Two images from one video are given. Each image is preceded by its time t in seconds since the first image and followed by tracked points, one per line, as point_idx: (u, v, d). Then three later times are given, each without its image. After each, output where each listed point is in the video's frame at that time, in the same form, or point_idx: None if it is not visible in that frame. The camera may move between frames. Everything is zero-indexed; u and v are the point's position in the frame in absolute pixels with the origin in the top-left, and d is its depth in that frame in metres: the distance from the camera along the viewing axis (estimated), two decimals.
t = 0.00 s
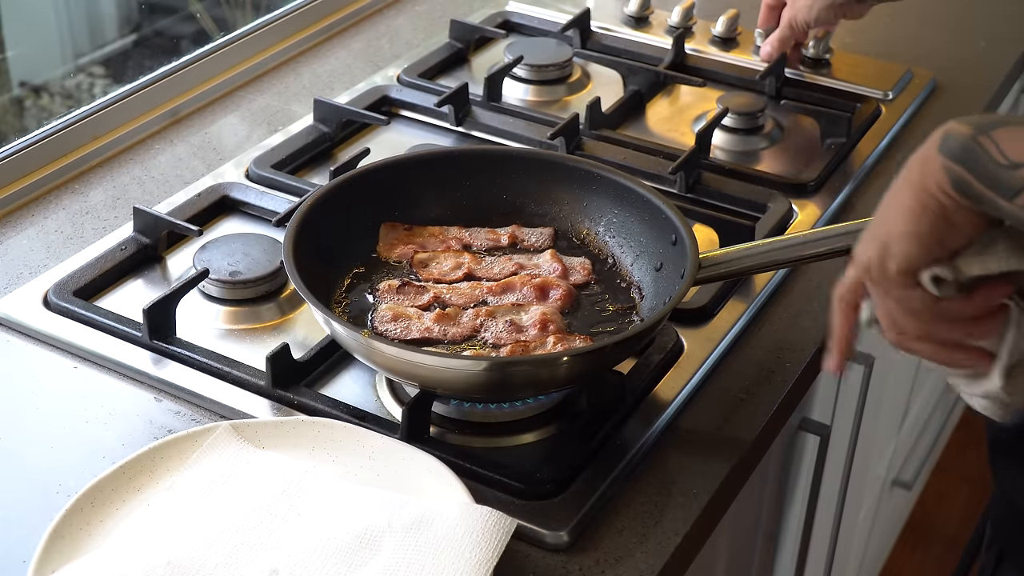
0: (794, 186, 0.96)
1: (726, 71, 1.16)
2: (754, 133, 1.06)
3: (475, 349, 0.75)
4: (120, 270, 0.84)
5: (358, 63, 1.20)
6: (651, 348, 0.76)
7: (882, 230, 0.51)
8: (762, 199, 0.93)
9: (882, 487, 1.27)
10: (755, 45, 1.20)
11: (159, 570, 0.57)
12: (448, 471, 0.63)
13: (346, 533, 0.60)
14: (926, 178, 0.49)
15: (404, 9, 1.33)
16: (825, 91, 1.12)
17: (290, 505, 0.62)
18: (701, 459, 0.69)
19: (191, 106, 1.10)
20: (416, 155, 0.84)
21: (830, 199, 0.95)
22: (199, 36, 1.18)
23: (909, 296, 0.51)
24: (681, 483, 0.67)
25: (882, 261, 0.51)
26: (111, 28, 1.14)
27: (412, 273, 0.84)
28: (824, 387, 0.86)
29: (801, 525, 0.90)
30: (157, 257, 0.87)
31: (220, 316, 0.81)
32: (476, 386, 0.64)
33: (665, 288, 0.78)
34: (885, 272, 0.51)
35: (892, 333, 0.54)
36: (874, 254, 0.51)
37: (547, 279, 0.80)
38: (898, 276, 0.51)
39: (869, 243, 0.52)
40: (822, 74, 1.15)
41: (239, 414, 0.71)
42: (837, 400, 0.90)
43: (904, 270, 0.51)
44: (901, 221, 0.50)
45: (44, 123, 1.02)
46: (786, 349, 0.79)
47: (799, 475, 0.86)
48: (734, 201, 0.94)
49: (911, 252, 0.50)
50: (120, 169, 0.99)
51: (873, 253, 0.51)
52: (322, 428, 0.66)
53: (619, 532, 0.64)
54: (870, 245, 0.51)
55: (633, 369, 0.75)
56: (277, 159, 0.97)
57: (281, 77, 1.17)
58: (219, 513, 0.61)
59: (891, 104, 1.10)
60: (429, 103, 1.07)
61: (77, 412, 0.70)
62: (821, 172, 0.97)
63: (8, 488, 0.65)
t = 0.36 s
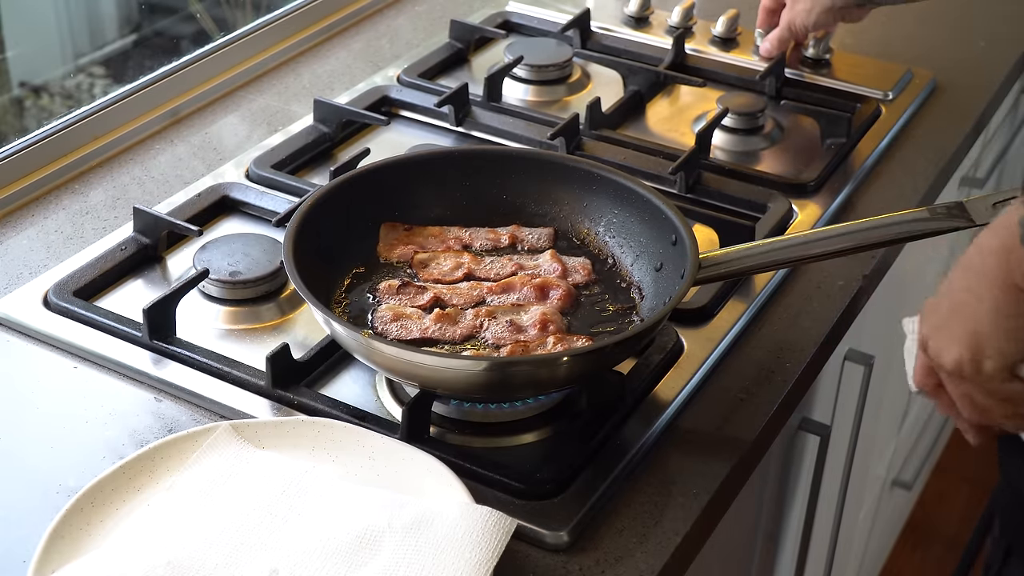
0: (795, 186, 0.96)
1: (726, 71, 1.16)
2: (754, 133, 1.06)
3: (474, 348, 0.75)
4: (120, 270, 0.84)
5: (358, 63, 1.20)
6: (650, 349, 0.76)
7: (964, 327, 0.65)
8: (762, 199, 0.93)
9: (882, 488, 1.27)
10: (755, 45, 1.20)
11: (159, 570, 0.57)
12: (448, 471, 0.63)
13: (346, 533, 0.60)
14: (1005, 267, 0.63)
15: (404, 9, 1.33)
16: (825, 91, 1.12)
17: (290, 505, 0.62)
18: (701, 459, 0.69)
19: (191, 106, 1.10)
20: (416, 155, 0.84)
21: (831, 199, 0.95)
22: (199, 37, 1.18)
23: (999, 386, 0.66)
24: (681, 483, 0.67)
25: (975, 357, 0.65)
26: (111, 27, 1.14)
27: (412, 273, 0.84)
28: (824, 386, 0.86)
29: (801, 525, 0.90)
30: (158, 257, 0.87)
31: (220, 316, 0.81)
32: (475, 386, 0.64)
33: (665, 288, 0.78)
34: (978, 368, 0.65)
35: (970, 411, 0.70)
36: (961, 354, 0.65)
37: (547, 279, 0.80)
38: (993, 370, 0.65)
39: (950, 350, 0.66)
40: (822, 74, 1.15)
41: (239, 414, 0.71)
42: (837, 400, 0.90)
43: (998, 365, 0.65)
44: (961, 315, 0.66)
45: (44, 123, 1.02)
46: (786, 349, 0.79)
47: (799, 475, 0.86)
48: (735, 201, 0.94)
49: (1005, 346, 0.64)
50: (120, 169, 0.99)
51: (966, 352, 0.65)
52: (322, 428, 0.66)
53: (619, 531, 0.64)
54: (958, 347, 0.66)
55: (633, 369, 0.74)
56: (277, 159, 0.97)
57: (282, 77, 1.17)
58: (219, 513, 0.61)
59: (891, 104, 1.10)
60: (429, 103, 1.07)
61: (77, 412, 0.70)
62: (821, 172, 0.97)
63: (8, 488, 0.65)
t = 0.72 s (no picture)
0: (795, 186, 0.95)
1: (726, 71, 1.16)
2: (754, 134, 1.06)
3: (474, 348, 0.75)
4: (120, 270, 0.84)
5: (358, 64, 1.20)
6: (650, 348, 0.76)
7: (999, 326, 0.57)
8: (762, 199, 0.93)
9: (882, 488, 1.27)
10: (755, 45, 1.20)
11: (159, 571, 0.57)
12: (448, 471, 0.63)
13: (346, 533, 0.60)
14: None
15: (404, 9, 1.33)
16: (825, 92, 1.12)
17: (290, 505, 0.62)
18: (701, 460, 0.69)
19: (191, 107, 1.10)
20: (416, 155, 0.84)
21: (831, 199, 0.95)
22: (199, 37, 1.18)
23: None
24: (681, 483, 0.67)
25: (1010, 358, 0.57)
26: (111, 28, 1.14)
27: (412, 273, 0.84)
28: (824, 386, 0.86)
29: (801, 525, 0.90)
30: (158, 257, 0.87)
31: (220, 316, 0.81)
32: (475, 386, 0.64)
33: (665, 288, 0.78)
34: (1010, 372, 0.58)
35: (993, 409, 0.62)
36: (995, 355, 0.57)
37: (546, 279, 0.80)
38: None
39: (981, 348, 0.58)
40: (822, 74, 1.15)
41: (239, 414, 0.71)
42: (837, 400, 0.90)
43: None
44: (992, 309, 0.58)
45: (44, 123, 1.02)
46: (786, 349, 0.79)
47: (798, 475, 0.86)
48: (735, 201, 0.94)
49: None
50: (120, 169, 0.99)
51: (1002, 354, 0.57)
52: (322, 428, 0.66)
53: (619, 532, 0.64)
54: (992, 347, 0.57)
55: (633, 369, 0.74)
56: (277, 159, 0.97)
57: (282, 78, 1.17)
58: (219, 513, 0.61)
59: (891, 104, 1.10)
60: (429, 103, 1.07)
61: (77, 412, 0.70)
62: (821, 172, 0.97)
63: (8, 489, 0.65)
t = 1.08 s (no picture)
0: (794, 186, 0.95)
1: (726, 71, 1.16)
2: (754, 133, 1.06)
3: (474, 348, 0.75)
4: (120, 270, 0.84)
5: (358, 63, 1.20)
6: (649, 350, 0.77)
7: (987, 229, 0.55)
8: (762, 199, 0.93)
9: (882, 487, 1.27)
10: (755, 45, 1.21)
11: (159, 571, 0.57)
12: (448, 471, 0.63)
13: (346, 534, 0.60)
14: None
15: (404, 9, 1.33)
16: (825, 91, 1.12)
17: (289, 506, 0.62)
18: (701, 460, 0.69)
19: (191, 106, 1.10)
20: (416, 155, 0.84)
21: (831, 199, 0.95)
22: (199, 36, 1.18)
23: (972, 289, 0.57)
24: (681, 483, 0.67)
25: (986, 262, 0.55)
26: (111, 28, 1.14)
27: (412, 274, 0.84)
28: (824, 386, 0.86)
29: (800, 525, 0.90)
30: (158, 257, 0.87)
31: (220, 316, 0.81)
32: (476, 386, 0.64)
33: (665, 288, 0.78)
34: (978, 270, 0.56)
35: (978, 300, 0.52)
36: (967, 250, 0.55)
37: (546, 279, 0.80)
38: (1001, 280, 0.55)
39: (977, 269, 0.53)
40: (822, 74, 1.15)
41: (239, 414, 0.71)
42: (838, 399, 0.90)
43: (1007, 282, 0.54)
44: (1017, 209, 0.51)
45: (44, 123, 1.02)
46: (787, 349, 0.79)
47: (798, 475, 0.86)
48: (734, 201, 0.94)
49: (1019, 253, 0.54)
50: (120, 169, 0.99)
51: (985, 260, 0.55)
52: (322, 428, 0.66)
53: (619, 531, 0.64)
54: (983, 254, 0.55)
55: (634, 369, 0.75)
56: (277, 159, 0.97)
57: (282, 77, 1.17)
58: (218, 513, 0.61)
59: (891, 104, 1.10)
60: (429, 103, 1.07)
61: (77, 412, 0.70)
62: (821, 171, 0.97)
63: (8, 488, 0.65)
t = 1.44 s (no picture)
0: (794, 186, 0.95)
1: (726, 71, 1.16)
2: (754, 133, 1.06)
3: (474, 349, 0.75)
4: (120, 270, 0.84)
5: (358, 63, 1.20)
6: (649, 350, 0.77)
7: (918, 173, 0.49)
8: (762, 199, 0.93)
9: (883, 487, 1.27)
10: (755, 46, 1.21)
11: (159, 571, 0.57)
12: (448, 471, 0.63)
13: (346, 534, 0.60)
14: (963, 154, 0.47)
15: (404, 9, 1.33)
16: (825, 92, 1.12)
17: (289, 507, 0.62)
18: (700, 460, 0.69)
19: (191, 106, 1.09)
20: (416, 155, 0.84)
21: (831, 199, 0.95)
22: (199, 37, 1.18)
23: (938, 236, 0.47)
24: (681, 483, 0.67)
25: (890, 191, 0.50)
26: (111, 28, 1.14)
27: (412, 274, 0.84)
28: (824, 386, 0.86)
29: (800, 526, 0.90)
30: (158, 257, 0.87)
31: (220, 316, 0.81)
32: (476, 386, 0.64)
33: (665, 288, 0.78)
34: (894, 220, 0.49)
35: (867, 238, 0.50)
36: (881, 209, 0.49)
37: (546, 279, 0.80)
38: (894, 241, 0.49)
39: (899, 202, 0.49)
40: (821, 74, 1.15)
41: (239, 414, 0.71)
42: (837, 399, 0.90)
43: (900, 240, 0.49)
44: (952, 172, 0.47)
45: (44, 123, 1.02)
46: (787, 349, 0.79)
47: (798, 476, 0.86)
48: (734, 201, 0.94)
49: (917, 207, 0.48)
50: (120, 169, 0.99)
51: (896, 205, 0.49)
52: (322, 428, 0.66)
53: (619, 531, 0.64)
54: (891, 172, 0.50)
55: (634, 369, 0.75)
56: (278, 159, 0.98)
57: (282, 77, 1.17)
58: (218, 513, 0.61)
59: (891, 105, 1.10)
60: (429, 103, 1.07)
61: (77, 412, 0.70)
62: (821, 171, 0.97)
63: (8, 488, 0.65)
